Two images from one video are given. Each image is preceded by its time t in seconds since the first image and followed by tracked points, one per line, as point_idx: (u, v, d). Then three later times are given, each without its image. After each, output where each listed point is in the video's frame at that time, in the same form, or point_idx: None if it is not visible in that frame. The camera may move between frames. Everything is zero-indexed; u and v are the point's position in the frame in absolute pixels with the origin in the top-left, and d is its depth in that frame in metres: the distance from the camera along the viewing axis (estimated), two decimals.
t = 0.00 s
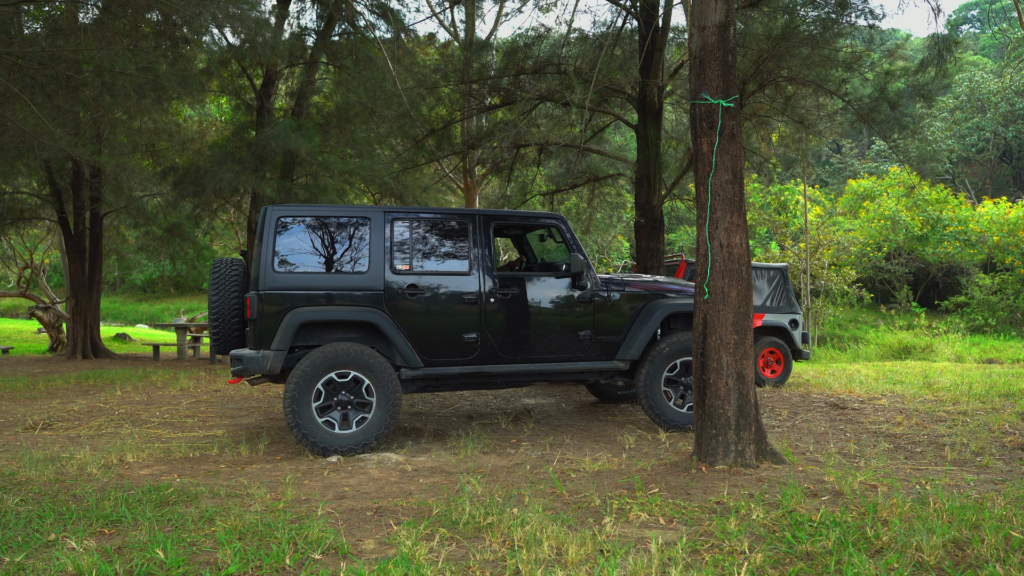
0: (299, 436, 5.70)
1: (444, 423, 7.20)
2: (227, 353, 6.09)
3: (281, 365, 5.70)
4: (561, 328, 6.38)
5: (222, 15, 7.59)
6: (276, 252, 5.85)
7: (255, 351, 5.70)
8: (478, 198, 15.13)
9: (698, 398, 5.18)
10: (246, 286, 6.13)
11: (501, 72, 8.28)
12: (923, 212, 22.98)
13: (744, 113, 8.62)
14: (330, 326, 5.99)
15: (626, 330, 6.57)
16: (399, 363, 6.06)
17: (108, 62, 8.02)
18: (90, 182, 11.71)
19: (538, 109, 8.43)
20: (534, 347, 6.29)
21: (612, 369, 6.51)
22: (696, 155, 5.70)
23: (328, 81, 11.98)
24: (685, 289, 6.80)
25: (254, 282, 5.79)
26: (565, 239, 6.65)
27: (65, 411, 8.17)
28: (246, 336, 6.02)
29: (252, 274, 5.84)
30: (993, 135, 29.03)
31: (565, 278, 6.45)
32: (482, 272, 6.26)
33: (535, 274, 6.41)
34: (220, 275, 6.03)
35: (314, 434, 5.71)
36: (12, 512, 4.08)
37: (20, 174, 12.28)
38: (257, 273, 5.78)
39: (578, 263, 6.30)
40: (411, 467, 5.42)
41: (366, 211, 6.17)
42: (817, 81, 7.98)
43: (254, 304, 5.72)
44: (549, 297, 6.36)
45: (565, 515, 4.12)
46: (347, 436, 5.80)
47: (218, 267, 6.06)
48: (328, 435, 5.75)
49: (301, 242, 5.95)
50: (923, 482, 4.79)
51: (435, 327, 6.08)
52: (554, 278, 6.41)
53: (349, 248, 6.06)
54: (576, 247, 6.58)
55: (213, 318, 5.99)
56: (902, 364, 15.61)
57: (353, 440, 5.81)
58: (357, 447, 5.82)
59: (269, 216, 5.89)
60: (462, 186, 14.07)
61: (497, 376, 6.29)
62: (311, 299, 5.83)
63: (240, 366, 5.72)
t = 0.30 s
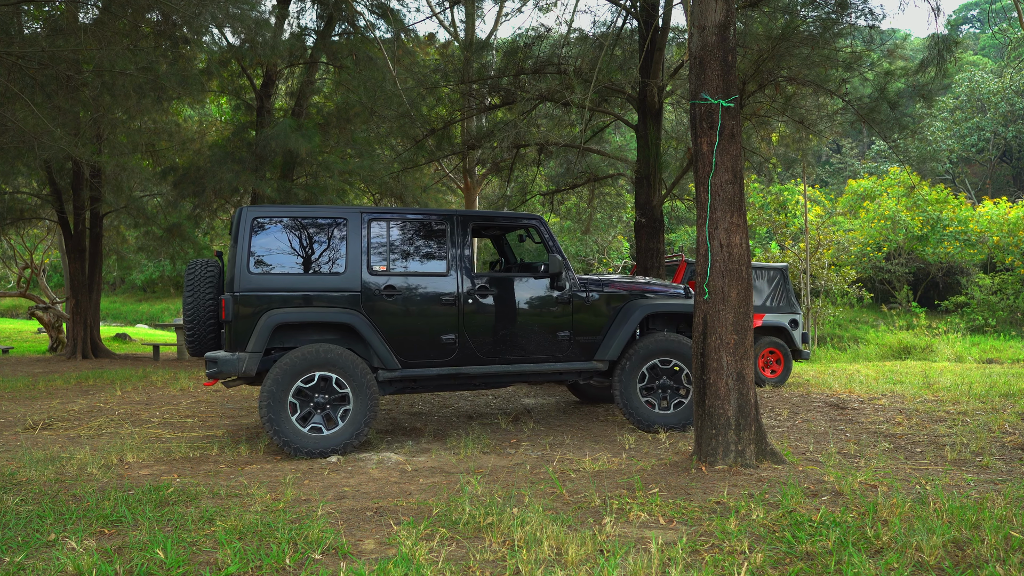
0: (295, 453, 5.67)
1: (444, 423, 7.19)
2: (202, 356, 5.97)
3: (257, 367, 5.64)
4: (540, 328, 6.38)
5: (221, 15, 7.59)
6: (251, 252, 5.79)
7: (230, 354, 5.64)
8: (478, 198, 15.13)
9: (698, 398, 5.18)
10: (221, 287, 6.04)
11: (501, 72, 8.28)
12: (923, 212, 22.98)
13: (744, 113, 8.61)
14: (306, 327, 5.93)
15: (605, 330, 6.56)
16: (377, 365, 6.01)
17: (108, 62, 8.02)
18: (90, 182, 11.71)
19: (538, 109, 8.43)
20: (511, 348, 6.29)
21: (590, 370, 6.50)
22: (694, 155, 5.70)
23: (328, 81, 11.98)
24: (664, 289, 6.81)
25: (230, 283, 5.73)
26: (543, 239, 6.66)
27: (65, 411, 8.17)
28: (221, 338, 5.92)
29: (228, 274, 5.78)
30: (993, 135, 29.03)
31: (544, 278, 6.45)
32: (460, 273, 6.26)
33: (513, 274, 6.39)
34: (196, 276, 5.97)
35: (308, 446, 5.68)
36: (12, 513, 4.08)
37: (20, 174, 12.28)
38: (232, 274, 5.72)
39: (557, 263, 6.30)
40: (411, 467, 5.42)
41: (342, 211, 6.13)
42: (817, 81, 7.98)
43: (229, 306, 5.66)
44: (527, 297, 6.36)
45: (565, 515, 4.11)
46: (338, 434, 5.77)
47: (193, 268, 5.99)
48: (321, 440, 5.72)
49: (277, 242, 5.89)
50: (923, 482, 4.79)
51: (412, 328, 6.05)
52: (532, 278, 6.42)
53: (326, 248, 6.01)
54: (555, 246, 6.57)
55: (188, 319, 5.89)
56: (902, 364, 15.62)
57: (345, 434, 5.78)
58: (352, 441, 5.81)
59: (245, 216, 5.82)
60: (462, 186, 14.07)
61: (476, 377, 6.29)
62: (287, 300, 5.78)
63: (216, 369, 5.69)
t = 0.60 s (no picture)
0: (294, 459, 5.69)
1: (444, 423, 7.19)
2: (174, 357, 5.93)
3: (231, 368, 5.60)
4: (517, 328, 6.39)
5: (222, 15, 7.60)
6: (226, 253, 5.75)
7: (204, 355, 5.59)
8: (478, 198, 15.15)
9: (698, 398, 5.18)
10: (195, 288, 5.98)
11: (501, 72, 8.29)
12: (923, 212, 22.99)
13: (744, 113, 8.60)
14: (283, 328, 5.88)
15: (582, 331, 6.57)
16: (353, 365, 5.98)
17: (108, 61, 8.03)
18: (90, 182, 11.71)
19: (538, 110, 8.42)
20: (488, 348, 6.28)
21: (568, 370, 6.52)
22: (694, 155, 5.70)
23: (328, 81, 11.97)
24: (640, 290, 6.85)
25: (203, 284, 5.69)
26: (520, 239, 6.67)
27: (65, 411, 8.17)
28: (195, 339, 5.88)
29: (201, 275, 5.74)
30: (993, 135, 29.03)
31: (520, 278, 6.46)
32: (437, 273, 6.24)
33: (491, 274, 6.39)
34: (168, 276, 5.88)
35: (302, 448, 5.69)
36: (12, 513, 4.08)
37: (20, 174, 12.27)
38: (206, 275, 5.69)
39: (534, 263, 6.30)
40: (411, 467, 5.42)
41: (319, 211, 6.09)
42: (817, 81, 7.98)
43: (203, 307, 5.62)
44: (505, 298, 6.36)
45: (565, 515, 4.11)
46: (326, 425, 5.76)
47: (167, 269, 5.90)
48: (312, 436, 5.73)
49: (252, 243, 5.85)
50: (923, 483, 4.79)
51: (389, 329, 6.03)
52: (509, 278, 6.43)
53: (303, 248, 5.97)
54: (532, 246, 6.58)
55: (161, 321, 5.82)
56: (902, 364, 15.62)
57: (332, 422, 5.77)
58: (342, 426, 5.80)
59: (219, 216, 5.78)
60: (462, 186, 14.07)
61: (452, 378, 6.29)
62: (260, 301, 5.74)
63: (189, 370, 5.62)
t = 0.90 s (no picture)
0: (293, 458, 5.70)
1: (444, 423, 7.19)
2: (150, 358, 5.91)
3: (207, 370, 5.54)
4: (496, 328, 6.38)
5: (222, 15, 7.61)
6: (202, 252, 5.70)
7: (180, 357, 5.53)
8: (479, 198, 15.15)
9: (698, 398, 5.17)
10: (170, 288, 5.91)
11: (501, 72, 8.30)
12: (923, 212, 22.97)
13: (744, 113, 8.60)
14: (260, 328, 5.83)
15: (561, 330, 6.59)
16: (331, 366, 5.93)
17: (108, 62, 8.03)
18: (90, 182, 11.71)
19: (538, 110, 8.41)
20: (467, 348, 6.27)
21: (547, 370, 6.51)
22: (693, 155, 5.70)
23: (328, 81, 11.97)
24: (616, 289, 6.94)
25: (179, 283, 5.63)
26: (498, 239, 6.67)
27: (64, 411, 8.17)
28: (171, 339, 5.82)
29: (176, 275, 5.68)
30: (993, 135, 29.03)
31: (498, 277, 6.47)
32: (415, 273, 6.22)
33: (469, 275, 6.38)
34: (142, 277, 5.83)
35: (297, 443, 5.69)
36: (12, 513, 4.08)
37: (21, 174, 12.27)
38: (182, 274, 5.63)
39: (512, 263, 6.32)
40: (410, 468, 5.42)
41: (296, 210, 6.05)
42: (817, 81, 7.98)
43: (178, 307, 5.56)
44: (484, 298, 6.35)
45: (566, 515, 4.11)
46: (310, 415, 5.74)
47: (141, 268, 5.84)
48: (302, 429, 5.71)
49: (228, 242, 5.79)
50: (923, 483, 4.79)
51: (367, 329, 6.00)
52: (487, 278, 6.43)
53: (280, 248, 5.93)
54: (510, 245, 6.59)
55: (135, 322, 5.79)
56: (903, 364, 15.61)
57: (314, 411, 5.74)
58: (326, 410, 5.78)
59: (195, 216, 5.73)
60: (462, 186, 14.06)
61: (431, 378, 6.27)
62: (233, 300, 5.68)
63: (164, 371, 5.55)
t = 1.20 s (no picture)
0: (291, 450, 5.70)
1: (445, 423, 7.19)
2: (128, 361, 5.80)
3: (187, 372, 5.52)
4: (479, 328, 6.39)
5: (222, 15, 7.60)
6: (181, 253, 5.64)
7: (158, 358, 5.49)
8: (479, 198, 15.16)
9: (698, 398, 5.17)
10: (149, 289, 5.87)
11: (501, 72, 8.30)
12: (923, 212, 22.96)
13: (744, 113, 8.59)
14: (241, 329, 5.81)
15: (543, 330, 6.60)
16: (313, 367, 5.91)
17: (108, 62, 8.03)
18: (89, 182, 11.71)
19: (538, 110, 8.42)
20: (449, 348, 6.28)
21: (529, 369, 6.53)
22: (694, 155, 5.70)
23: (329, 81, 11.97)
24: (599, 288, 6.93)
25: (158, 285, 5.58)
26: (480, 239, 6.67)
27: (64, 411, 8.17)
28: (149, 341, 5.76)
29: (154, 276, 5.62)
30: (993, 135, 29.05)
31: (480, 278, 6.47)
32: (397, 273, 6.21)
33: (451, 275, 6.38)
34: (120, 279, 5.77)
35: (289, 435, 5.68)
36: (12, 513, 4.08)
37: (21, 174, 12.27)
38: (161, 276, 5.57)
39: (494, 263, 6.33)
40: (410, 467, 5.42)
41: (278, 211, 6.01)
42: (817, 81, 7.98)
43: (158, 309, 5.50)
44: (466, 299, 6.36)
45: (565, 516, 4.12)
46: (294, 405, 5.71)
47: (119, 269, 5.82)
48: (290, 420, 5.70)
49: (206, 243, 5.74)
50: (923, 483, 4.79)
51: (349, 329, 5.98)
52: (469, 278, 6.43)
53: (260, 249, 5.89)
54: (492, 245, 6.59)
55: (113, 323, 5.72)
56: (902, 364, 15.62)
57: (297, 400, 5.71)
58: (308, 396, 5.76)
59: (174, 216, 5.66)
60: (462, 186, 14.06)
61: (413, 378, 6.27)
62: (211, 301, 5.64)
63: (143, 373, 5.51)
